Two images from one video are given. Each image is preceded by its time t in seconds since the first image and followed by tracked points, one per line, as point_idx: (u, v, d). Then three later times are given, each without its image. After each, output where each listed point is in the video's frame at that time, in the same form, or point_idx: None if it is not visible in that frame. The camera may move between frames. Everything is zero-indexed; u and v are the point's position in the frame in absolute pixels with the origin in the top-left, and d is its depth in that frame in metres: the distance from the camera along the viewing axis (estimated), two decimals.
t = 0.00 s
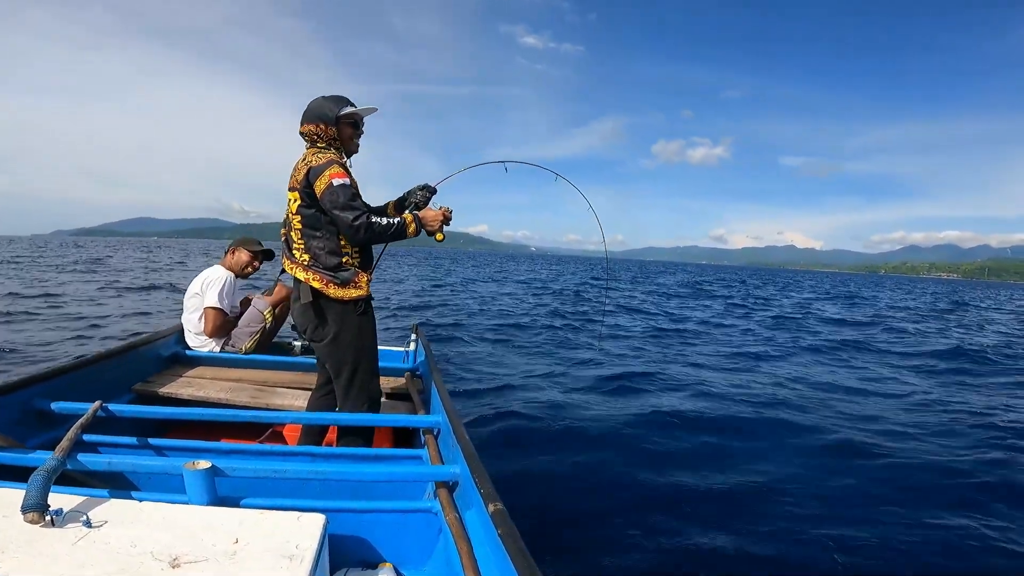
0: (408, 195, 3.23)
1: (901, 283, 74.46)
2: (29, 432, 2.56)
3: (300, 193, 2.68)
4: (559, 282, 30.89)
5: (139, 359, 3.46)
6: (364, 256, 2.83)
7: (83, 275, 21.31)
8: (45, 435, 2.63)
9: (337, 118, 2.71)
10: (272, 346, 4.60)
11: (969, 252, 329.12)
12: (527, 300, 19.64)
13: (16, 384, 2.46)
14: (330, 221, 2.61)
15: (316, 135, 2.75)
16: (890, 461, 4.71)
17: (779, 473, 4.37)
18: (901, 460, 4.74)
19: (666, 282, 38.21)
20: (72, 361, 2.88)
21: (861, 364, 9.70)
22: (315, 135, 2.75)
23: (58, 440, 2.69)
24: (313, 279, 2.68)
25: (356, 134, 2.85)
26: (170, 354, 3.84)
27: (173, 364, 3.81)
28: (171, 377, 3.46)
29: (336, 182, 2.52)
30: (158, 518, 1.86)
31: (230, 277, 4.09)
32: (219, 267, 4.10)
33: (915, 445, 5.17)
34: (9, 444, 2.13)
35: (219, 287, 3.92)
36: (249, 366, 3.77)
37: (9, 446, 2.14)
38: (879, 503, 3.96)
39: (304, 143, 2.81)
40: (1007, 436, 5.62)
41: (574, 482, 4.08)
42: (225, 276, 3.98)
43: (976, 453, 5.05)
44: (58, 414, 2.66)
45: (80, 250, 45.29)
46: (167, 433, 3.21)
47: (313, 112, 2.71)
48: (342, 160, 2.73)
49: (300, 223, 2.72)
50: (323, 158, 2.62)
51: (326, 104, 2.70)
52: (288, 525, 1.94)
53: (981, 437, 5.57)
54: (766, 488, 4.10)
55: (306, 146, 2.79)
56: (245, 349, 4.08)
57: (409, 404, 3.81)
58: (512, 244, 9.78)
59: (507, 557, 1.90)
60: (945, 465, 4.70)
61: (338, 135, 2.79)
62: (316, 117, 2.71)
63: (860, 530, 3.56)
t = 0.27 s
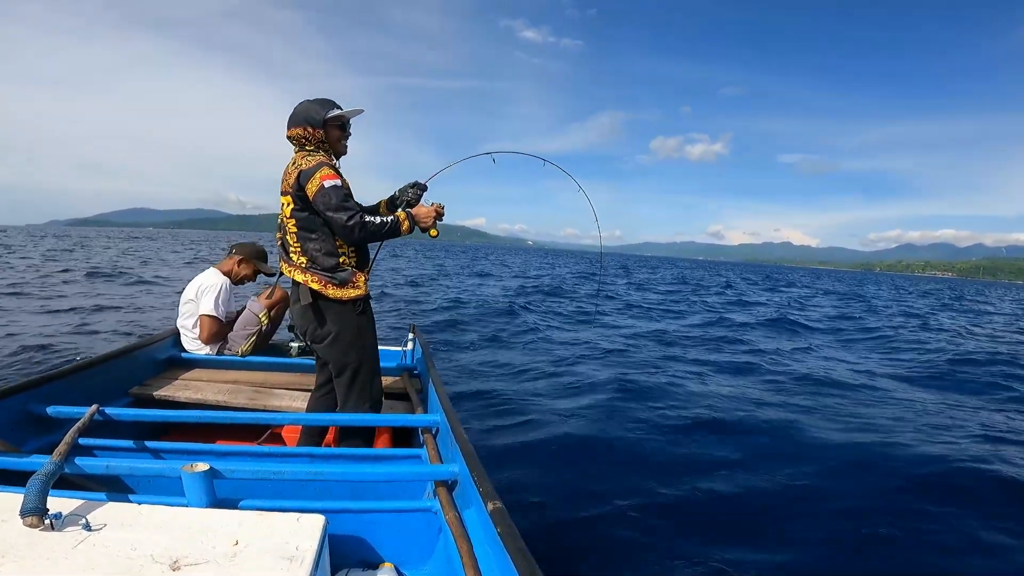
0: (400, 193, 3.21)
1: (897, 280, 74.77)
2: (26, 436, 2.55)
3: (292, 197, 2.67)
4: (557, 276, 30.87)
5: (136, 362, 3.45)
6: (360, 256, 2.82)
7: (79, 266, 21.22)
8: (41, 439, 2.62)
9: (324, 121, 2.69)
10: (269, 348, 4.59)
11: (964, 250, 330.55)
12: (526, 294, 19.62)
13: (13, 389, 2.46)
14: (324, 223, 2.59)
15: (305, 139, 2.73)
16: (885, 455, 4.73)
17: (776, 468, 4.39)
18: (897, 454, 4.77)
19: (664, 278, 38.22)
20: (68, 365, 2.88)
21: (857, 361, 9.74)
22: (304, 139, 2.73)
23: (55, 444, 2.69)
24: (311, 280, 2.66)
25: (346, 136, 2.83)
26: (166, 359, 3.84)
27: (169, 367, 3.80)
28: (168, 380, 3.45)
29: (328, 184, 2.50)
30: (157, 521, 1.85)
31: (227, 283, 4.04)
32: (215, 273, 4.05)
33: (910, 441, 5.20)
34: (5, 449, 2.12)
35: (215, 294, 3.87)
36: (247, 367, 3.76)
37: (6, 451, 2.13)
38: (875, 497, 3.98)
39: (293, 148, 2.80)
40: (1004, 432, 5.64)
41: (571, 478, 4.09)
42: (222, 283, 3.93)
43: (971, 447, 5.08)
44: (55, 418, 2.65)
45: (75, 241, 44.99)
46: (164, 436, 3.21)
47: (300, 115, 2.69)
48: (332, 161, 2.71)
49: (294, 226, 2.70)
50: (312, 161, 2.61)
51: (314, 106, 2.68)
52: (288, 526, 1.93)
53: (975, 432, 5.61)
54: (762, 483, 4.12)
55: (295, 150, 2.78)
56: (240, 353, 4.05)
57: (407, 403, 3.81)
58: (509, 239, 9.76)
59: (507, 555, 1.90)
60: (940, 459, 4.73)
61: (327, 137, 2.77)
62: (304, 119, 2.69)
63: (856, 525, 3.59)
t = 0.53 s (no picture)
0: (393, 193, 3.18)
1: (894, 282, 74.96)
2: (22, 439, 2.54)
3: (287, 203, 2.66)
4: (555, 275, 30.84)
5: (133, 364, 3.43)
6: (358, 258, 2.81)
7: (75, 261, 21.10)
8: (38, 442, 2.60)
9: (315, 126, 2.67)
10: (266, 349, 4.57)
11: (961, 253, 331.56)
12: (523, 293, 19.59)
13: (9, 392, 2.44)
14: (320, 228, 2.58)
15: (297, 144, 2.72)
16: (882, 458, 4.74)
17: (773, 470, 4.39)
18: (894, 457, 4.78)
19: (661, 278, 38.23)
20: (65, 368, 2.86)
21: (853, 362, 9.76)
22: (295, 144, 2.71)
23: (51, 447, 2.67)
24: (312, 283, 2.65)
25: (337, 140, 2.81)
26: (162, 360, 3.82)
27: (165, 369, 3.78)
28: (165, 381, 3.43)
29: (320, 189, 2.48)
30: (155, 523, 1.83)
31: (230, 287, 4.03)
32: (218, 276, 4.04)
33: (907, 443, 5.21)
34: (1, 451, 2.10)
35: (219, 299, 3.86)
36: (244, 368, 3.74)
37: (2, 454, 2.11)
38: (872, 498, 3.98)
39: (284, 154, 2.78)
40: (1001, 435, 5.66)
41: (569, 479, 4.09)
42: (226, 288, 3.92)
43: (967, 450, 5.10)
44: (51, 420, 2.63)
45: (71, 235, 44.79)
46: (160, 438, 3.19)
47: (291, 121, 2.68)
48: (324, 165, 2.69)
49: (290, 232, 2.69)
50: (304, 166, 2.59)
51: (304, 112, 2.67)
52: (286, 527, 1.92)
53: (971, 434, 5.63)
54: (759, 484, 4.13)
55: (287, 156, 2.76)
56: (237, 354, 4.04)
57: (405, 404, 3.80)
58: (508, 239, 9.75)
59: (505, 555, 1.89)
60: (937, 462, 4.74)
61: (318, 142, 2.75)
62: (295, 125, 2.67)
63: (854, 527, 3.60)
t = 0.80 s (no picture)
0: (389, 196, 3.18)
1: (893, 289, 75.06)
2: (20, 440, 2.53)
3: (287, 210, 2.66)
4: (554, 279, 30.85)
5: (131, 365, 3.42)
6: (359, 262, 2.81)
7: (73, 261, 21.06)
8: (36, 443, 2.59)
9: (313, 132, 2.67)
10: (264, 351, 4.56)
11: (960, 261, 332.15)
12: (522, 297, 19.59)
13: (7, 393, 2.43)
14: (321, 234, 2.58)
15: (294, 150, 2.72)
16: (881, 463, 4.74)
17: (772, 474, 4.38)
18: (893, 463, 4.77)
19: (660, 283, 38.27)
20: (63, 369, 2.85)
21: (851, 368, 9.77)
22: (292, 150, 2.71)
23: (48, 448, 2.66)
24: (316, 288, 2.64)
25: (335, 145, 2.81)
26: (161, 361, 3.80)
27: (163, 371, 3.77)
28: (162, 383, 3.42)
29: (320, 195, 2.48)
30: (154, 524, 1.82)
31: (227, 288, 4.02)
32: (216, 277, 4.04)
33: (906, 449, 5.21)
34: None
35: (216, 299, 3.86)
36: (242, 370, 3.74)
37: None
38: (872, 502, 3.98)
39: (282, 161, 2.79)
40: (1001, 441, 5.65)
41: (568, 482, 4.07)
42: (223, 288, 3.91)
43: (965, 456, 5.10)
44: (49, 421, 2.62)
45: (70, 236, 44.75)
46: (158, 439, 3.18)
47: (289, 127, 2.68)
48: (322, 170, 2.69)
49: (292, 238, 2.69)
50: (302, 173, 2.59)
51: (301, 118, 2.67)
52: (286, 529, 1.91)
53: (969, 441, 5.63)
54: (759, 487, 4.11)
55: (284, 163, 2.77)
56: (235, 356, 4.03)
57: (404, 407, 3.79)
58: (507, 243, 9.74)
59: (505, 556, 1.89)
60: (936, 468, 4.74)
61: (315, 148, 2.75)
62: (292, 132, 2.68)
63: (854, 530, 3.58)
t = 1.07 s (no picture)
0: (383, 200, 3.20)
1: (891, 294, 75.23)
2: (16, 444, 2.53)
3: (287, 215, 2.66)
4: (552, 286, 30.89)
5: (127, 369, 3.42)
6: (360, 267, 2.84)
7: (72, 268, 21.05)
8: (32, 446, 2.59)
9: (313, 137, 2.69)
10: (261, 355, 4.56)
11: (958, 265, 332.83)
12: (520, 303, 19.61)
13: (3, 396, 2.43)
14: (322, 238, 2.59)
15: (293, 155, 2.73)
16: (878, 466, 4.74)
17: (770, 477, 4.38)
18: (890, 466, 4.78)
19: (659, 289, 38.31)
20: (59, 372, 2.85)
21: (849, 373, 9.79)
22: (291, 154, 2.72)
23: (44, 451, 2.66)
24: (319, 293, 2.64)
25: (334, 151, 2.83)
26: (157, 366, 3.80)
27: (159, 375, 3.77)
28: (159, 387, 3.43)
29: (320, 200, 2.49)
30: (150, 527, 1.82)
31: (223, 292, 4.03)
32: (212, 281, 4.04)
33: (903, 451, 5.21)
34: None
35: (212, 303, 3.86)
36: (239, 374, 3.74)
37: None
38: (869, 505, 3.98)
39: (280, 166, 2.80)
40: (999, 444, 5.65)
41: (565, 486, 4.07)
42: (219, 292, 3.91)
43: (962, 458, 5.10)
44: (45, 425, 2.62)
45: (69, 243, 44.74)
46: (154, 443, 3.18)
47: (289, 132, 2.70)
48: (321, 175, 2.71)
49: (292, 243, 2.70)
50: (302, 177, 2.60)
51: (301, 123, 2.69)
52: (282, 532, 1.90)
53: (967, 444, 5.64)
54: (756, 490, 4.11)
55: (283, 168, 2.77)
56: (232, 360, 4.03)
57: (400, 411, 3.79)
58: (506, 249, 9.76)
59: (502, 559, 1.89)
60: (932, 470, 4.74)
61: (314, 153, 2.76)
62: (292, 137, 2.69)
63: (851, 532, 3.58)
